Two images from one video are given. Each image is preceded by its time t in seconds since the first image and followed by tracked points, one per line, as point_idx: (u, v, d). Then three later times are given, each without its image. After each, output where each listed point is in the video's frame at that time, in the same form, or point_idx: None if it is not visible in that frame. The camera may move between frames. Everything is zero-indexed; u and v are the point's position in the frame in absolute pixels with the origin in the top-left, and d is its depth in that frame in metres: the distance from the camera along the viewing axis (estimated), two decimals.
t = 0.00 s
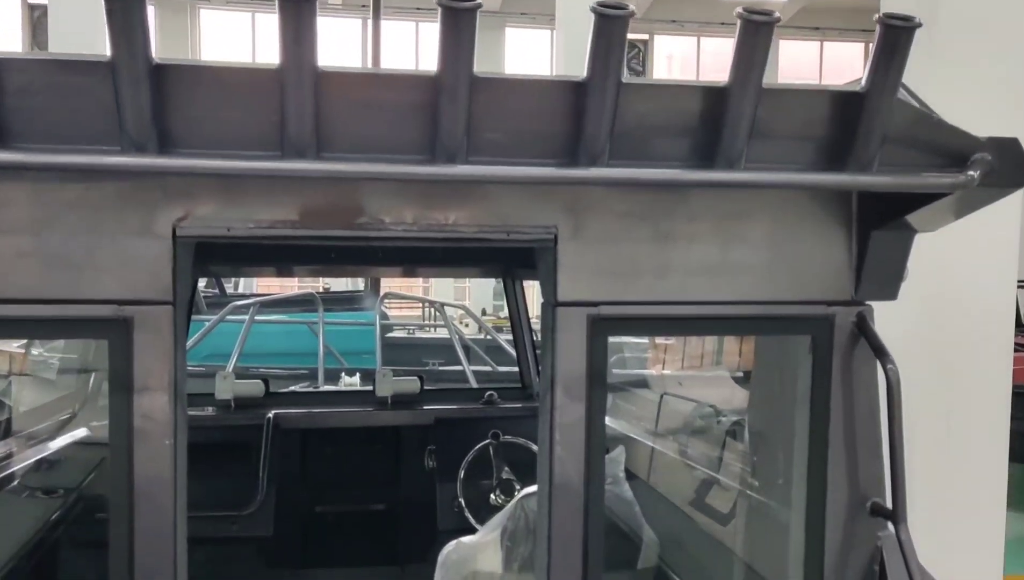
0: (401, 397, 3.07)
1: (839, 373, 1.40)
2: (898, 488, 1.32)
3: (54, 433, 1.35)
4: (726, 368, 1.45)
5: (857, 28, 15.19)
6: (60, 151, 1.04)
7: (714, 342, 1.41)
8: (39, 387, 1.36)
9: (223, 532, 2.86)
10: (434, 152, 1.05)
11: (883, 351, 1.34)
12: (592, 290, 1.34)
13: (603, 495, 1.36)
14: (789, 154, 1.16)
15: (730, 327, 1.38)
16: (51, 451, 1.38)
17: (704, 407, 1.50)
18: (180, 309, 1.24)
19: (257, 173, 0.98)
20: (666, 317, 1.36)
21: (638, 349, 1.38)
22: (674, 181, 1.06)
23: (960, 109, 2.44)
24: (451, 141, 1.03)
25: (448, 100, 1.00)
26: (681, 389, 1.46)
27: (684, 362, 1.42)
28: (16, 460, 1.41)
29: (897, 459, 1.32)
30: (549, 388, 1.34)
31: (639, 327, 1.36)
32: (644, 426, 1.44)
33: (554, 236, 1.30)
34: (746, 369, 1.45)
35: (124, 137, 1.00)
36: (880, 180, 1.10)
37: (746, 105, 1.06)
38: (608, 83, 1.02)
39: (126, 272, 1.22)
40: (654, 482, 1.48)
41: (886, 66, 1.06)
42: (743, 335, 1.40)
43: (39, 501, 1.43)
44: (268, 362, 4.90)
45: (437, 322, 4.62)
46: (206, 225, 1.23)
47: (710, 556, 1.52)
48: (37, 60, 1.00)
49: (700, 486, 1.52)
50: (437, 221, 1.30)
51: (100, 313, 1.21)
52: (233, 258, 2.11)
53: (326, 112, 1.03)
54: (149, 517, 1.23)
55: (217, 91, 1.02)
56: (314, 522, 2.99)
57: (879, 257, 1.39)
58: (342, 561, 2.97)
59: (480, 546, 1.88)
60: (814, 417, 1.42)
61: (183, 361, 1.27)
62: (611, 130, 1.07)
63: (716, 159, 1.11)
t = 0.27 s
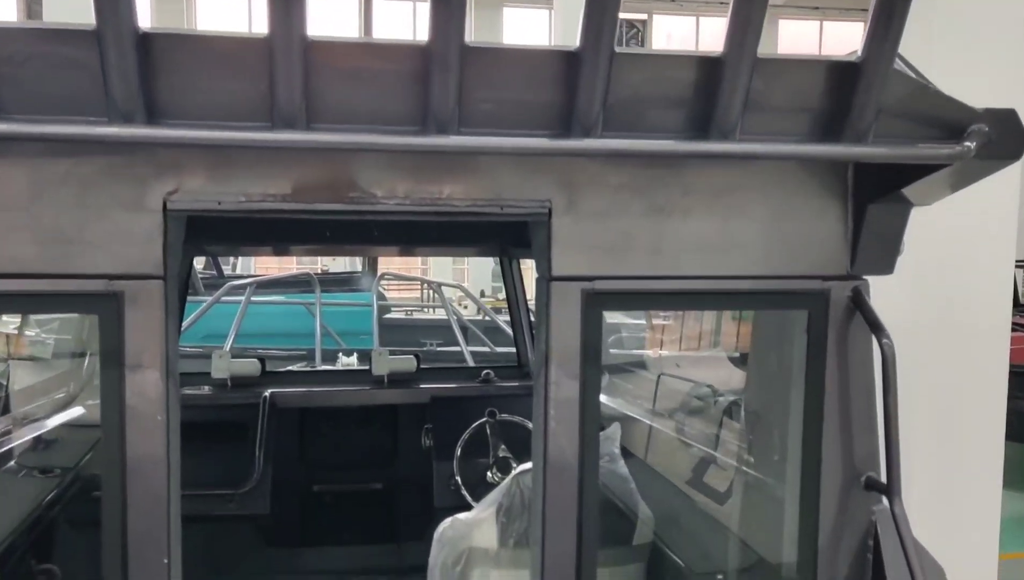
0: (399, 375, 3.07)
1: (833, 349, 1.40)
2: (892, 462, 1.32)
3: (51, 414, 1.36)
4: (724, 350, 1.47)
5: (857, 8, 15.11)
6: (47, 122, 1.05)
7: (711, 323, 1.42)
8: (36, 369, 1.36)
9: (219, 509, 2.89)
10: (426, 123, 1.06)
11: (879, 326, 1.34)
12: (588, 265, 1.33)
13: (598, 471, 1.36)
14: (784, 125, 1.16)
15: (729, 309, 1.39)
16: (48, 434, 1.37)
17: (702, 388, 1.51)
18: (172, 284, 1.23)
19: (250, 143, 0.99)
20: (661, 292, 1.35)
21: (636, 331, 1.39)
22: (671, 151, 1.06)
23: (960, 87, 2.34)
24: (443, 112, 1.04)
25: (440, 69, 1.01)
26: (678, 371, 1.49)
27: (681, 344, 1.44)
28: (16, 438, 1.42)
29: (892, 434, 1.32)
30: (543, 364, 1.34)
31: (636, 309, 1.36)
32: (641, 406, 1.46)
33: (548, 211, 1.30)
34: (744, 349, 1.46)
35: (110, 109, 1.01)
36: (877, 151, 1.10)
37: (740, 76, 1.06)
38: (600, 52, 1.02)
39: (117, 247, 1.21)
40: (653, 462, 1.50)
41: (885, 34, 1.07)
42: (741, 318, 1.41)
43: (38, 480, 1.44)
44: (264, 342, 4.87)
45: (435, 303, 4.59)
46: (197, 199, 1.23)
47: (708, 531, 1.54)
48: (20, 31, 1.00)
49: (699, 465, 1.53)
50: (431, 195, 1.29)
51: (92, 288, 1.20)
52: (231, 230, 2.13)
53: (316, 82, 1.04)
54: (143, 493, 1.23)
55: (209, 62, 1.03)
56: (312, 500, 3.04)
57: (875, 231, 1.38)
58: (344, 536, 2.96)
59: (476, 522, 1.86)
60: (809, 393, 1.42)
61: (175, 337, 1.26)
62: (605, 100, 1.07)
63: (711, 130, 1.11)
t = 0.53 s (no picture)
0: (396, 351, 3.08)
1: (830, 322, 1.41)
2: (889, 435, 1.32)
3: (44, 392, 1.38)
4: (723, 333, 1.47)
5: None
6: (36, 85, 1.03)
7: (709, 303, 1.43)
8: (32, 346, 1.40)
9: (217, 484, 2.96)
10: (420, 89, 1.06)
11: (877, 297, 1.34)
12: (583, 236, 1.32)
13: (593, 443, 1.36)
14: (781, 92, 1.15)
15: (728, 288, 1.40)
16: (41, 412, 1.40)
17: (700, 367, 1.50)
18: (165, 254, 1.23)
19: (243, 109, 0.99)
20: (658, 264, 1.35)
21: (634, 310, 1.40)
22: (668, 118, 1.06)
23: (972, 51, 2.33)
24: (436, 78, 1.03)
25: (433, 34, 1.00)
26: (676, 350, 1.48)
27: (679, 323, 1.45)
28: (15, 412, 1.45)
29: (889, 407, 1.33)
30: (539, 336, 1.33)
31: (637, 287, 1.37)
32: (639, 383, 1.46)
33: (543, 180, 1.29)
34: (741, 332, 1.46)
35: (101, 72, 1.00)
36: (875, 118, 1.10)
37: (736, 41, 1.06)
38: (596, 17, 1.01)
39: (109, 216, 1.20)
40: (649, 438, 1.50)
41: None
42: (739, 299, 1.43)
43: (37, 457, 1.45)
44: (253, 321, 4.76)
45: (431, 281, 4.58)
46: (189, 169, 1.22)
47: (702, 511, 1.51)
48: None
49: (695, 445, 1.54)
50: (425, 165, 1.28)
51: (83, 257, 1.20)
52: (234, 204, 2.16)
53: (307, 47, 1.03)
54: (138, 465, 1.23)
55: (200, 27, 1.02)
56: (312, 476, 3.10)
57: (872, 201, 1.37)
58: (342, 516, 2.92)
59: (473, 496, 1.90)
60: (806, 367, 1.42)
61: (168, 307, 1.26)
62: (601, 67, 1.07)
63: (708, 97, 1.11)
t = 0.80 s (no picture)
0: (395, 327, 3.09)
1: (829, 293, 1.41)
2: (887, 405, 1.33)
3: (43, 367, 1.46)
4: (722, 313, 1.51)
5: None
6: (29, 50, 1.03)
7: (709, 283, 1.46)
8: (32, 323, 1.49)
9: (216, 461, 2.98)
10: (416, 53, 1.05)
11: (877, 267, 1.35)
12: (583, 206, 1.31)
13: (591, 414, 1.37)
14: (782, 59, 1.14)
15: (726, 268, 1.44)
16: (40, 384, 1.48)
17: (700, 344, 1.52)
18: (160, 223, 1.22)
19: (238, 72, 0.99)
20: (657, 235, 1.34)
21: (633, 288, 1.42)
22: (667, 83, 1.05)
23: None
24: (433, 42, 1.03)
25: None
26: (676, 327, 1.49)
27: (680, 302, 1.47)
28: (15, 384, 1.55)
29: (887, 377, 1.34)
30: (537, 307, 1.33)
31: (636, 266, 1.38)
32: (639, 359, 1.46)
33: (542, 150, 1.28)
34: (739, 312, 1.49)
35: (92, 34, 1.00)
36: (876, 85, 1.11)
37: (737, 7, 1.05)
38: None
39: (104, 185, 1.19)
40: (649, 413, 1.51)
41: None
42: (738, 278, 1.45)
43: (37, 432, 1.54)
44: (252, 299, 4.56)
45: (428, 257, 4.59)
46: (183, 137, 1.21)
47: (700, 484, 1.53)
48: None
49: (694, 422, 1.54)
50: (421, 134, 1.27)
51: (79, 226, 1.19)
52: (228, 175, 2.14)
53: (302, 11, 1.02)
54: (136, 434, 1.24)
55: None
56: (311, 452, 3.10)
57: (873, 170, 1.37)
58: (344, 493, 3.01)
59: (472, 468, 1.91)
60: (806, 338, 1.42)
61: (165, 277, 1.26)
62: (599, 33, 1.07)
63: (707, 63, 1.10)
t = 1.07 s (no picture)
0: (394, 302, 3.11)
1: (830, 263, 1.41)
2: (887, 375, 1.34)
3: (42, 339, 1.53)
4: (722, 290, 1.53)
5: None
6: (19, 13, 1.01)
7: (708, 259, 1.50)
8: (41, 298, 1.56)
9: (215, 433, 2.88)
10: (414, 17, 1.04)
11: (877, 236, 1.34)
12: (582, 174, 1.30)
13: (590, 383, 1.36)
14: (784, 23, 1.13)
15: (725, 248, 1.48)
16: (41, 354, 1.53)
17: (699, 321, 1.55)
18: (156, 190, 1.22)
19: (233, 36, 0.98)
20: (658, 203, 1.33)
21: (634, 263, 1.44)
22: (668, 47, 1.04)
23: None
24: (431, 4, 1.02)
25: None
26: (676, 305, 1.53)
27: (679, 277, 1.51)
28: (15, 356, 1.60)
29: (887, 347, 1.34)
30: (535, 276, 1.32)
31: (636, 242, 1.41)
32: (639, 332, 1.50)
33: (540, 118, 1.27)
34: (739, 291, 1.52)
35: None
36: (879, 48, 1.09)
37: None
38: None
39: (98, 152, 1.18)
40: (649, 388, 1.54)
41: None
42: (738, 259, 1.49)
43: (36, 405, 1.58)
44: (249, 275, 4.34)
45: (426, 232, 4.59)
46: (177, 103, 1.20)
47: (698, 456, 1.54)
48: None
49: (694, 397, 1.57)
50: (418, 101, 1.25)
51: (73, 193, 1.19)
52: (224, 147, 2.13)
53: None
54: (133, 401, 1.24)
55: None
56: (310, 426, 3.09)
57: (875, 137, 1.36)
58: (343, 466, 3.13)
59: (469, 440, 1.90)
60: (806, 310, 1.42)
61: (161, 243, 1.26)
62: None
63: (707, 27, 1.09)
